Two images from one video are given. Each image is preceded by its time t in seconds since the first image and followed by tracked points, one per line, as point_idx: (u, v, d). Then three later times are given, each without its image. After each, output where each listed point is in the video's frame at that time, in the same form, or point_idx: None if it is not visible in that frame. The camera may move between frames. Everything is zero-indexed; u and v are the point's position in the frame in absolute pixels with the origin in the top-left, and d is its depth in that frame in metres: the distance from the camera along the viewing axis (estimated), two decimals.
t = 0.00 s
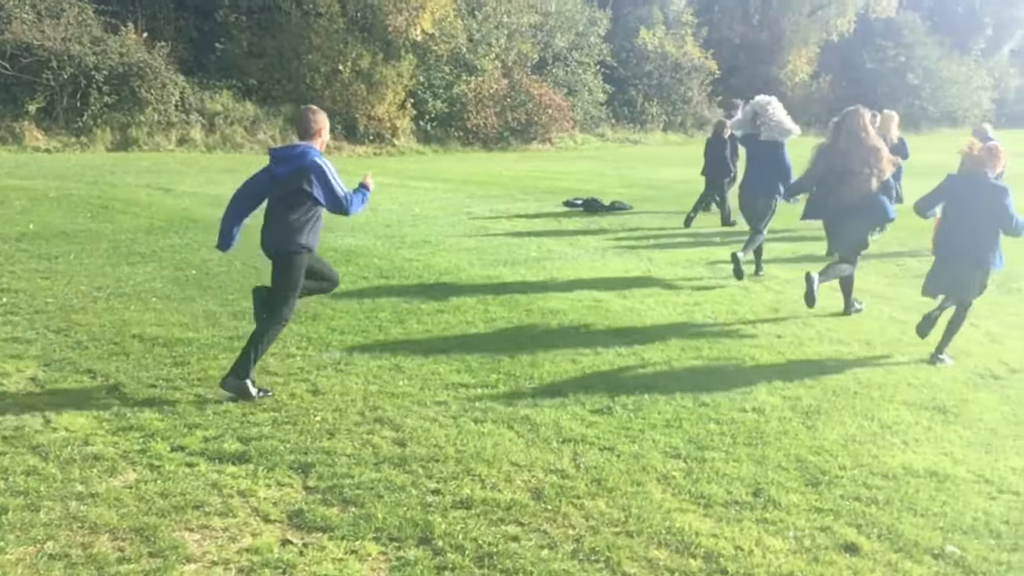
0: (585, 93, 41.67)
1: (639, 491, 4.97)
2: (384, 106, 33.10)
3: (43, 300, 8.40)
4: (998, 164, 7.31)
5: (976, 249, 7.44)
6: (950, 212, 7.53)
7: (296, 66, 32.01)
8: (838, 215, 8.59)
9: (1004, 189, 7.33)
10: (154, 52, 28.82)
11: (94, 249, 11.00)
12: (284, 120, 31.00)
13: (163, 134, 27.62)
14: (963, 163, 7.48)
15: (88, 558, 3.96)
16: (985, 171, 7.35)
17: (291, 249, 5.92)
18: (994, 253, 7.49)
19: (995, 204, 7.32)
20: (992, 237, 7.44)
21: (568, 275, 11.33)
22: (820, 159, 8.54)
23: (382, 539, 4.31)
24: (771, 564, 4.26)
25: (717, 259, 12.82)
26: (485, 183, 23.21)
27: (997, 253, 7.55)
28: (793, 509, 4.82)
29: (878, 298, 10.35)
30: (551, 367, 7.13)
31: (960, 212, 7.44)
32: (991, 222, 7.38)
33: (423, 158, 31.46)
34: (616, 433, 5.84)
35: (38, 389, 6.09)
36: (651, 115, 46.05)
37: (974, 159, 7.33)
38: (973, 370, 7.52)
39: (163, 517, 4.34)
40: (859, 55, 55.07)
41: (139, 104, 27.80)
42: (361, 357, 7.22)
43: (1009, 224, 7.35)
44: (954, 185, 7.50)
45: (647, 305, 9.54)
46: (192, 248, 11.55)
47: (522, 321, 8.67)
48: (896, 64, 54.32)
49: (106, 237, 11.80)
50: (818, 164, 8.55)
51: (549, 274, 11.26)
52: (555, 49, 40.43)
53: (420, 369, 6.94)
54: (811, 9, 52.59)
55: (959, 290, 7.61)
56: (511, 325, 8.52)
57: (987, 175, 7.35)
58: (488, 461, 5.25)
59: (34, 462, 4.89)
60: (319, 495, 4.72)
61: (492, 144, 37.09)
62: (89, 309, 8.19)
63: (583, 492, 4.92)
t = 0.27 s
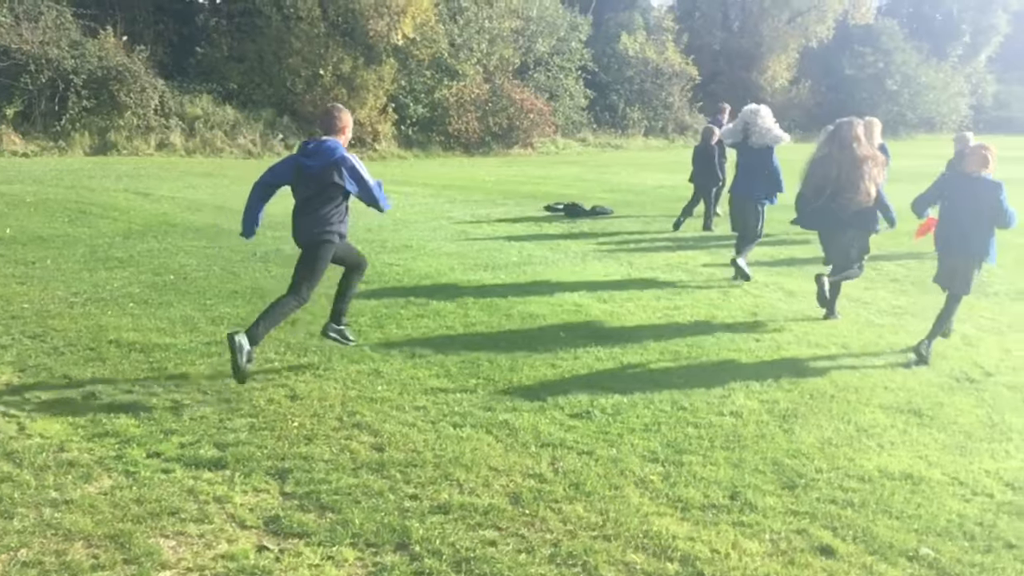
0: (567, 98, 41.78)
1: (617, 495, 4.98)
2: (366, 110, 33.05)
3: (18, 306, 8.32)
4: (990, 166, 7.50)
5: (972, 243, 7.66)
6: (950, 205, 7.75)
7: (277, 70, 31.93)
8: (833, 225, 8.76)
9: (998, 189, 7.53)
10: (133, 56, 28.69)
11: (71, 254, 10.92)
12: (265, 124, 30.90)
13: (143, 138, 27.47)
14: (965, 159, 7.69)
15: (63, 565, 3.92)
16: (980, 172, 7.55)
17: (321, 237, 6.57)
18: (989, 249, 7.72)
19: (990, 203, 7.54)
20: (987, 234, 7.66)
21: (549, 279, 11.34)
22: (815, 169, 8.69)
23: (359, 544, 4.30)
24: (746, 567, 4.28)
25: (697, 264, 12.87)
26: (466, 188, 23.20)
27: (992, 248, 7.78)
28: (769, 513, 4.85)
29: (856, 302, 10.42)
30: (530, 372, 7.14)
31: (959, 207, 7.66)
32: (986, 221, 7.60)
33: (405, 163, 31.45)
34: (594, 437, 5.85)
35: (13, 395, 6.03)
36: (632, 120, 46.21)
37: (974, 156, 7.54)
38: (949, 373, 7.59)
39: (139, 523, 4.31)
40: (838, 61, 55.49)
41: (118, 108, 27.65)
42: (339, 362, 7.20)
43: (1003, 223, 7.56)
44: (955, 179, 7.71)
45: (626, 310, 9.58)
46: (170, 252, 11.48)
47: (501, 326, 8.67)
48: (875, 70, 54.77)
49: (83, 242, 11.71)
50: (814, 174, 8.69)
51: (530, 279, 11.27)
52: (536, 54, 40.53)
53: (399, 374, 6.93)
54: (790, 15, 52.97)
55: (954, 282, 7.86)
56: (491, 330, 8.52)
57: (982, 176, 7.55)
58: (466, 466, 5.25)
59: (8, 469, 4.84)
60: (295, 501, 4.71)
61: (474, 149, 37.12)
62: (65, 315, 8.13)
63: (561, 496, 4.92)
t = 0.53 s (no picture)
0: (548, 101, 41.86)
1: (596, 497, 4.99)
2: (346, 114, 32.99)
3: None
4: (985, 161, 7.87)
5: (965, 238, 8.06)
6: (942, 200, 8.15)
7: (256, 73, 31.81)
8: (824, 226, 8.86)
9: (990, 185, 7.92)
10: (111, 59, 28.54)
11: (48, 258, 10.83)
12: (244, 127, 30.79)
13: (121, 141, 27.30)
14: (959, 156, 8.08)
15: (36, 572, 3.89)
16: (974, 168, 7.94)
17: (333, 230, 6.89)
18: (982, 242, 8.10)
19: (981, 198, 7.93)
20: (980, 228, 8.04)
21: (528, 281, 11.33)
22: (809, 170, 8.85)
23: (336, 549, 4.28)
24: (724, 568, 4.30)
25: (677, 266, 12.92)
26: (447, 190, 23.18)
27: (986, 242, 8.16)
28: (747, 513, 4.87)
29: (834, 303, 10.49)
30: (509, 375, 7.14)
31: (951, 203, 8.06)
32: (978, 215, 7.98)
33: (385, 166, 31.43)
34: (573, 440, 5.86)
35: None
36: (613, 122, 46.32)
37: (968, 154, 7.92)
38: (925, 374, 7.65)
39: (114, 529, 4.28)
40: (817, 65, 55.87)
41: (96, 111, 27.47)
42: (319, 365, 7.17)
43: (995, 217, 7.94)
44: (949, 177, 8.11)
45: (606, 312, 9.60)
46: (148, 256, 11.40)
47: (481, 328, 8.67)
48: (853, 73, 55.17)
49: (60, 246, 11.62)
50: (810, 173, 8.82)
51: (510, 282, 11.27)
52: (517, 57, 40.57)
53: (378, 378, 6.91)
54: (770, 18, 53.23)
55: (950, 275, 8.27)
56: (470, 332, 8.51)
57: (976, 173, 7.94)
58: (445, 469, 5.24)
59: None
60: (273, 505, 4.69)
61: (455, 151, 37.13)
62: (41, 320, 8.06)
63: (539, 499, 4.93)
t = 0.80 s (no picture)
0: (528, 105, 41.88)
1: (574, 500, 4.99)
2: (325, 117, 32.87)
3: None
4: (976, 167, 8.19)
5: (956, 239, 8.42)
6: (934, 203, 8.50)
7: (235, 76, 31.66)
8: (814, 220, 9.30)
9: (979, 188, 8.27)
10: (88, 62, 28.34)
11: (23, 263, 10.72)
12: (222, 131, 30.64)
13: (98, 145, 27.09)
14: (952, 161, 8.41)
15: None
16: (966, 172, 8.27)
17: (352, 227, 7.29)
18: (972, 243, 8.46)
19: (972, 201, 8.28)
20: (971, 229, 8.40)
21: (508, 285, 11.34)
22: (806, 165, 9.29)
23: (313, 554, 4.27)
24: (702, 569, 4.32)
25: (656, 269, 12.97)
26: (427, 194, 23.14)
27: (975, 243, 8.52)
28: (724, 515, 4.89)
29: (812, 306, 10.58)
30: (489, 378, 7.14)
31: (943, 207, 8.42)
32: (969, 217, 8.33)
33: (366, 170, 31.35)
34: (552, 443, 5.86)
35: None
36: (593, 126, 46.41)
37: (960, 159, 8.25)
38: (901, 375, 7.72)
39: (88, 536, 4.24)
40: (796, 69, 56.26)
41: (73, 115, 27.26)
42: (297, 370, 7.13)
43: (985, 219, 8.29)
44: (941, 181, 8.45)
45: (585, 315, 9.61)
46: (125, 261, 11.32)
47: (461, 332, 8.66)
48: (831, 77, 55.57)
49: (36, 251, 11.51)
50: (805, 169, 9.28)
51: (490, 285, 11.27)
52: (497, 61, 40.56)
53: (357, 382, 6.89)
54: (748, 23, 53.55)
55: (941, 275, 8.63)
56: (450, 336, 8.50)
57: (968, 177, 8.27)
58: (424, 473, 5.23)
59: None
60: (250, 511, 4.66)
61: (435, 155, 37.09)
62: (15, 325, 7.98)
63: (518, 503, 4.92)
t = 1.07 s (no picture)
0: (507, 108, 41.90)
1: (551, 503, 5.00)
2: (303, 120, 32.75)
3: None
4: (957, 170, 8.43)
5: (943, 242, 8.62)
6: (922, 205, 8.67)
7: (212, 78, 31.47)
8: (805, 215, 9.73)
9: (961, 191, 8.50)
10: (63, 64, 28.12)
11: None
12: (199, 133, 30.46)
13: (73, 147, 26.84)
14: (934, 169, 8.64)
15: None
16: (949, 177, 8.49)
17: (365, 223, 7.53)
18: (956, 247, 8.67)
19: (955, 204, 8.50)
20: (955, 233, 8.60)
21: (486, 288, 11.34)
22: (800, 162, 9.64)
23: (289, 559, 4.25)
24: (679, 571, 4.33)
25: (634, 272, 13.01)
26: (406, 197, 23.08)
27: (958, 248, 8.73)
28: (700, 517, 4.91)
29: (789, 308, 10.64)
30: (467, 381, 7.13)
31: (931, 209, 8.59)
32: (953, 221, 8.55)
33: (345, 173, 31.27)
34: (530, 446, 5.87)
35: None
36: (573, 129, 46.48)
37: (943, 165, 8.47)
38: (876, 377, 7.78)
39: (61, 542, 4.20)
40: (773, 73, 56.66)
41: (47, 117, 27.03)
42: (274, 375, 7.10)
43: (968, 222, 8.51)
44: (925, 188, 8.66)
45: (563, 318, 9.61)
46: (99, 265, 11.22)
47: (439, 335, 8.64)
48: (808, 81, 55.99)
49: (8, 255, 11.38)
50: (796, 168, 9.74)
51: (468, 288, 11.25)
52: (476, 64, 40.56)
53: (334, 386, 6.86)
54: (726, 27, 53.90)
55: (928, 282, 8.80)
56: (428, 339, 8.48)
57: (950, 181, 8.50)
58: (401, 477, 5.22)
59: None
60: (224, 516, 4.63)
61: (414, 158, 37.09)
62: None
63: (495, 506, 4.92)
